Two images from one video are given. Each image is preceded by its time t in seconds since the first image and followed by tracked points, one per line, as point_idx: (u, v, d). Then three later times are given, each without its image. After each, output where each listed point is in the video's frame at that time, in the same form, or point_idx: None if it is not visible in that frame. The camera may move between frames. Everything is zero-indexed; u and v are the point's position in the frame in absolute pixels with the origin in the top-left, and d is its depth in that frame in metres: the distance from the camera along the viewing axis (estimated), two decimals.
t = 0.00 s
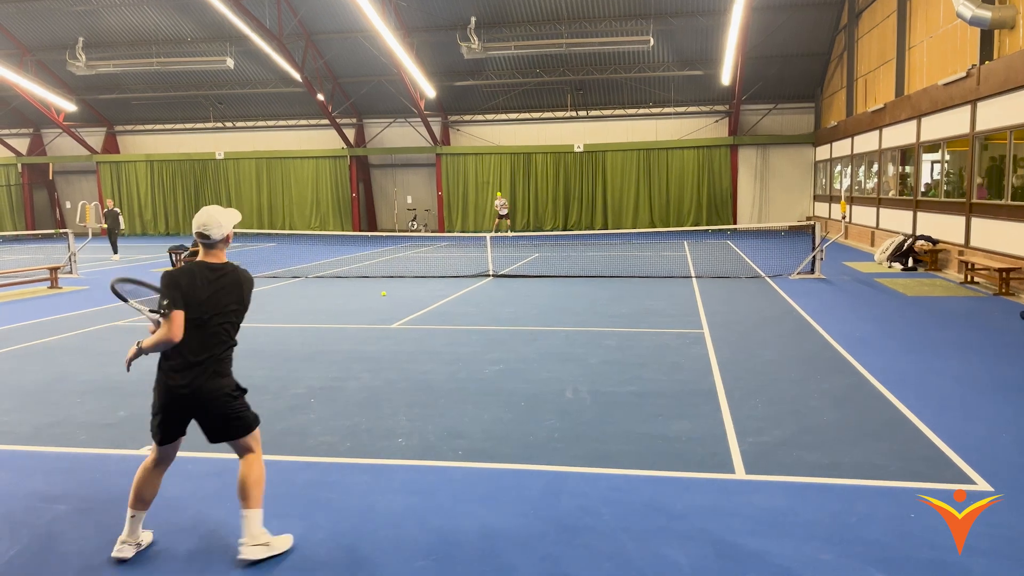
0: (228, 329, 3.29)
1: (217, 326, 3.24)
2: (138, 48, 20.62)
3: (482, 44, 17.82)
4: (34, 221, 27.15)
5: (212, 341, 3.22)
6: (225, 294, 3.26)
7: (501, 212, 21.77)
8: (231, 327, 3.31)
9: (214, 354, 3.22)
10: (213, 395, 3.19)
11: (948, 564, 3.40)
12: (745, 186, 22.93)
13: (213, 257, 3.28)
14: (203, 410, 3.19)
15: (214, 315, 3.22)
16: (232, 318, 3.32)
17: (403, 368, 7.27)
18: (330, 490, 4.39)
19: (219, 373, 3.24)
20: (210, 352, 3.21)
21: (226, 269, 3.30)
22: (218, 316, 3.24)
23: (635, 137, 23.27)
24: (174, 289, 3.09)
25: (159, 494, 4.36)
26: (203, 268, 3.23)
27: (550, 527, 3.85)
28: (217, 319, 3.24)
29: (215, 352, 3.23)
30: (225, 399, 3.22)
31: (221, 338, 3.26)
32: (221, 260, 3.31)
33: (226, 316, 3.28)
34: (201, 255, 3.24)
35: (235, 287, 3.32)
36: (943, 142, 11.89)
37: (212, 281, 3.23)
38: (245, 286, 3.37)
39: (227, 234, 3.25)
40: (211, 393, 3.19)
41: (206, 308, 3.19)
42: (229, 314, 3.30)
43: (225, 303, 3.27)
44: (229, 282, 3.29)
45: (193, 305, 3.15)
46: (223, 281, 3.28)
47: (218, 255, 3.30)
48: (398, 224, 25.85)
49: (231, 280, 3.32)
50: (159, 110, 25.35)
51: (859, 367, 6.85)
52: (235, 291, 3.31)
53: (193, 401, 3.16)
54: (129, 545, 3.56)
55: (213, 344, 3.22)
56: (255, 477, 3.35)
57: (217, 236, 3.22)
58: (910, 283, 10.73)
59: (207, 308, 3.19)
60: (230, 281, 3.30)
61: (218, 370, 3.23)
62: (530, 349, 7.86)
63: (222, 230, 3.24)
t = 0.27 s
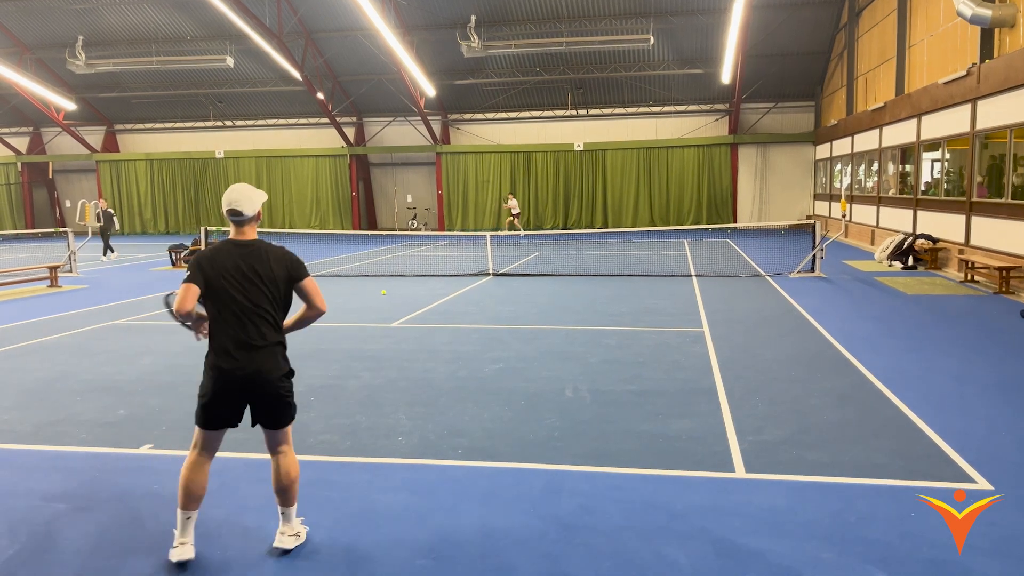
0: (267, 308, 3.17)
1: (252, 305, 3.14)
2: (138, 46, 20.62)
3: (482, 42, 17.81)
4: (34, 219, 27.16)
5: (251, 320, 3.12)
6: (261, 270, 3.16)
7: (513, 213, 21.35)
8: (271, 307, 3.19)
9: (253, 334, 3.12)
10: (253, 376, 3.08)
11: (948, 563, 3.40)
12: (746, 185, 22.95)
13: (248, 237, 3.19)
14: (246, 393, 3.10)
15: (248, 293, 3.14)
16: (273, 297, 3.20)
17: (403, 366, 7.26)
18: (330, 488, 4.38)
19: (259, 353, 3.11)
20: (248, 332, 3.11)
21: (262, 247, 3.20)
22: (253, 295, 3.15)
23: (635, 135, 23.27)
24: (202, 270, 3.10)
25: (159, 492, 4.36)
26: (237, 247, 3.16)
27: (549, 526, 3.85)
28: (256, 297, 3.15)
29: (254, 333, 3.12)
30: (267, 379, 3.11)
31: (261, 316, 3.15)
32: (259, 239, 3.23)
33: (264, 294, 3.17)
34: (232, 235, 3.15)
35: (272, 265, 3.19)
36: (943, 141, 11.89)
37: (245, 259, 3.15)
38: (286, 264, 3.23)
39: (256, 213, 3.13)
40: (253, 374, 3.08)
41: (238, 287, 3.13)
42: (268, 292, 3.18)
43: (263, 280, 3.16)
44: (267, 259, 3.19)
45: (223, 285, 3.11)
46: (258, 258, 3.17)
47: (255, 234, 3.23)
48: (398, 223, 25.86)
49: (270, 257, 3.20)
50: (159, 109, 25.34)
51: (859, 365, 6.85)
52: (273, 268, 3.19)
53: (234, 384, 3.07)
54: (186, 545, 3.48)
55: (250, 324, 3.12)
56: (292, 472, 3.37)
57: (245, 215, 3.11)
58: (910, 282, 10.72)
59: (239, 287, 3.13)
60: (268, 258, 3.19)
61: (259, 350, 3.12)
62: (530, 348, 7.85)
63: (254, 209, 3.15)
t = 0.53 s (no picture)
0: (280, 344, 2.83)
1: (259, 344, 2.81)
2: (137, 45, 20.61)
3: (481, 40, 17.80)
4: (33, 218, 27.16)
5: (263, 358, 2.82)
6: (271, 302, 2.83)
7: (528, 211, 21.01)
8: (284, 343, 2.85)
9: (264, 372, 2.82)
10: (265, 419, 2.80)
11: (948, 561, 3.40)
12: (745, 184, 22.95)
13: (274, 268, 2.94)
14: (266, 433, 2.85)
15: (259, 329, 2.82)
16: (286, 331, 2.85)
17: (402, 365, 7.25)
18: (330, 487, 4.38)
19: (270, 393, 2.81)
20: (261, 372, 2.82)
21: (273, 278, 2.87)
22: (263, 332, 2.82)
23: (635, 134, 23.27)
24: (218, 306, 2.89)
25: (158, 491, 4.35)
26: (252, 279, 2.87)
27: (549, 525, 3.85)
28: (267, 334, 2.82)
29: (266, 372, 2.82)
30: (281, 422, 2.81)
31: (274, 353, 2.83)
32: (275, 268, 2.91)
33: (276, 329, 2.82)
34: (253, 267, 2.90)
35: (281, 297, 2.83)
36: (943, 139, 11.88)
37: (255, 292, 2.84)
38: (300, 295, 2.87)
39: (280, 239, 2.90)
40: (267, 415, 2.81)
41: (247, 325, 2.81)
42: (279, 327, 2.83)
43: (273, 314, 2.82)
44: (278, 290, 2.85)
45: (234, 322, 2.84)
46: (267, 290, 2.83)
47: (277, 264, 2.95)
48: (397, 221, 25.87)
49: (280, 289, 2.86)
50: (158, 108, 25.32)
51: (859, 364, 6.84)
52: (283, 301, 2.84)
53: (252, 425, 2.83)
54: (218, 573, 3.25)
55: (261, 363, 2.82)
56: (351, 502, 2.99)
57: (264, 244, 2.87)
58: (910, 280, 10.72)
59: (247, 324, 2.82)
60: (277, 290, 2.85)
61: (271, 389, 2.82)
62: (530, 346, 7.85)
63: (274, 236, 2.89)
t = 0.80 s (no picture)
0: (277, 307, 2.84)
1: (258, 305, 2.81)
2: (136, 44, 20.59)
3: (481, 39, 17.79)
4: (32, 217, 27.16)
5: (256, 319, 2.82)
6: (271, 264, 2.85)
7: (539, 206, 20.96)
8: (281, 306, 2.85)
9: (256, 335, 2.81)
10: (255, 384, 2.77)
11: (948, 561, 3.40)
12: (744, 182, 22.96)
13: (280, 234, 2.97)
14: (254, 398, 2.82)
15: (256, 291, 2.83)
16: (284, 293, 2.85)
17: (402, 364, 7.25)
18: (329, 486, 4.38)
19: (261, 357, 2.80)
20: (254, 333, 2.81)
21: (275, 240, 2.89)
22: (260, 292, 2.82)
23: (634, 132, 23.26)
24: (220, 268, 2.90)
25: (158, 491, 4.35)
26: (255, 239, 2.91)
27: (548, 524, 3.85)
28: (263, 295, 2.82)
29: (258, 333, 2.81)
30: (271, 387, 2.78)
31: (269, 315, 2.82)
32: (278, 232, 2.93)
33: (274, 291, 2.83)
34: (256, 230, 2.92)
35: (281, 258, 2.85)
36: (942, 137, 11.88)
37: (256, 252, 2.85)
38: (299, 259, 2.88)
39: (286, 205, 2.94)
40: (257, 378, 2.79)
41: (246, 286, 2.82)
42: (276, 290, 2.84)
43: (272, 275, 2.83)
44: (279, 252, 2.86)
45: (230, 281, 2.84)
46: (265, 253, 2.85)
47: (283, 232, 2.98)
48: (397, 220, 25.85)
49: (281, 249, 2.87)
50: (157, 107, 25.30)
51: (858, 362, 6.85)
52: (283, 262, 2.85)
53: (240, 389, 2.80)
54: (211, 554, 3.38)
55: (255, 323, 2.82)
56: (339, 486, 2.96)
57: (272, 208, 2.90)
58: (910, 279, 10.72)
59: (245, 284, 2.83)
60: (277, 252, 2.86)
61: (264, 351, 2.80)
62: (530, 345, 7.84)
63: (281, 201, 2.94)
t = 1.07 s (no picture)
0: (260, 343, 2.66)
1: (239, 341, 2.65)
2: (136, 42, 20.57)
3: (480, 38, 17.78)
4: (32, 216, 27.17)
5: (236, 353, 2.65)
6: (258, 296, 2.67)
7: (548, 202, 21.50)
8: (263, 341, 2.66)
9: (236, 370, 2.65)
10: (235, 426, 2.63)
11: (948, 560, 3.39)
12: (744, 181, 22.97)
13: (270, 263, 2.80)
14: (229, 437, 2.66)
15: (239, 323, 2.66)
16: (266, 329, 2.67)
17: (401, 363, 7.24)
18: (330, 485, 4.37)
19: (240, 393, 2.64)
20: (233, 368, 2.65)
21: (263, 271, 2.72)
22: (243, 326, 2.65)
23: (634, 131, 23.26)
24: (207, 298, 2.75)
25: (157, 489, 4.34)
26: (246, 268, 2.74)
27: (548, 523, 3.85)
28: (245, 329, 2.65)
29: (236, 368, 2.65)
30: (252, 428, 2.63)
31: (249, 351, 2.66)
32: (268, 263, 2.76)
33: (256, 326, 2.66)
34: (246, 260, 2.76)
35: (266, 291, 2.67)
36: (942, 136, 11.87)
37: (241, 283, 2.69)
38: (286, 293, 2.70)
39: (278, 235, 2.76)
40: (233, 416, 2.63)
41: (227, 320, 2.66)
42: (259, 326, 2.66)
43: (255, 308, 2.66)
44: (266, 285, 2.68)
45: (213, 314, 2.69)
46: (248, 287, 2.67)
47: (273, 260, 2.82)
48: (397, 219, 25.85)
49: (269, 282, 2.69)
50: (156, 106, 25.28)
51: (858, 361, 6.84)
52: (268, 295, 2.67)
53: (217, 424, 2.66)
54: None
55: (235, 357, 2.65)
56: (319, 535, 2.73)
57: (263, 237, 2.73)
58: (909, 277, 10.72)
59: (227, 318, 2.66)
60: (263, 284, 2.68)
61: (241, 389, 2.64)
62: (529, 344, 7.84)
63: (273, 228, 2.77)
